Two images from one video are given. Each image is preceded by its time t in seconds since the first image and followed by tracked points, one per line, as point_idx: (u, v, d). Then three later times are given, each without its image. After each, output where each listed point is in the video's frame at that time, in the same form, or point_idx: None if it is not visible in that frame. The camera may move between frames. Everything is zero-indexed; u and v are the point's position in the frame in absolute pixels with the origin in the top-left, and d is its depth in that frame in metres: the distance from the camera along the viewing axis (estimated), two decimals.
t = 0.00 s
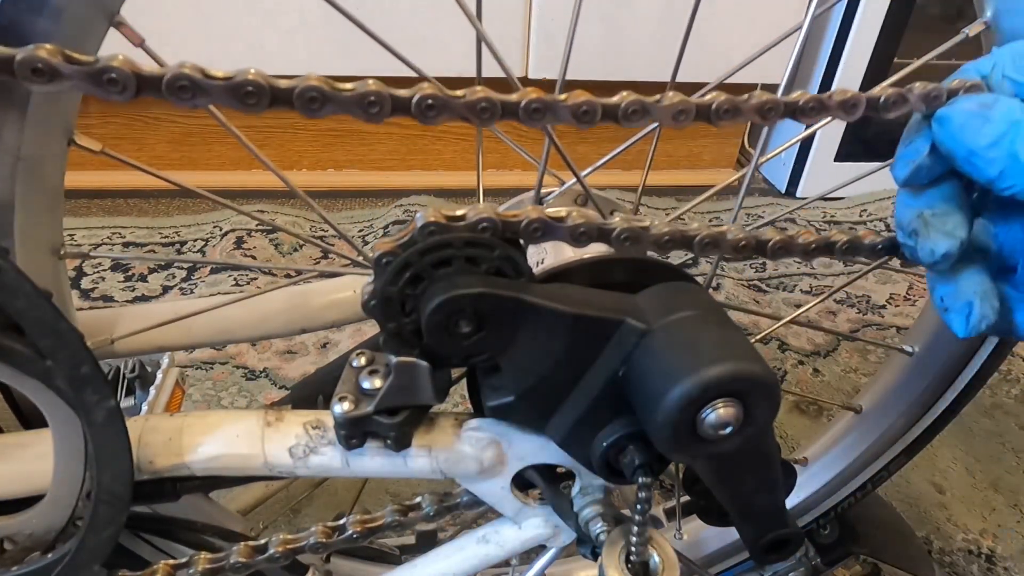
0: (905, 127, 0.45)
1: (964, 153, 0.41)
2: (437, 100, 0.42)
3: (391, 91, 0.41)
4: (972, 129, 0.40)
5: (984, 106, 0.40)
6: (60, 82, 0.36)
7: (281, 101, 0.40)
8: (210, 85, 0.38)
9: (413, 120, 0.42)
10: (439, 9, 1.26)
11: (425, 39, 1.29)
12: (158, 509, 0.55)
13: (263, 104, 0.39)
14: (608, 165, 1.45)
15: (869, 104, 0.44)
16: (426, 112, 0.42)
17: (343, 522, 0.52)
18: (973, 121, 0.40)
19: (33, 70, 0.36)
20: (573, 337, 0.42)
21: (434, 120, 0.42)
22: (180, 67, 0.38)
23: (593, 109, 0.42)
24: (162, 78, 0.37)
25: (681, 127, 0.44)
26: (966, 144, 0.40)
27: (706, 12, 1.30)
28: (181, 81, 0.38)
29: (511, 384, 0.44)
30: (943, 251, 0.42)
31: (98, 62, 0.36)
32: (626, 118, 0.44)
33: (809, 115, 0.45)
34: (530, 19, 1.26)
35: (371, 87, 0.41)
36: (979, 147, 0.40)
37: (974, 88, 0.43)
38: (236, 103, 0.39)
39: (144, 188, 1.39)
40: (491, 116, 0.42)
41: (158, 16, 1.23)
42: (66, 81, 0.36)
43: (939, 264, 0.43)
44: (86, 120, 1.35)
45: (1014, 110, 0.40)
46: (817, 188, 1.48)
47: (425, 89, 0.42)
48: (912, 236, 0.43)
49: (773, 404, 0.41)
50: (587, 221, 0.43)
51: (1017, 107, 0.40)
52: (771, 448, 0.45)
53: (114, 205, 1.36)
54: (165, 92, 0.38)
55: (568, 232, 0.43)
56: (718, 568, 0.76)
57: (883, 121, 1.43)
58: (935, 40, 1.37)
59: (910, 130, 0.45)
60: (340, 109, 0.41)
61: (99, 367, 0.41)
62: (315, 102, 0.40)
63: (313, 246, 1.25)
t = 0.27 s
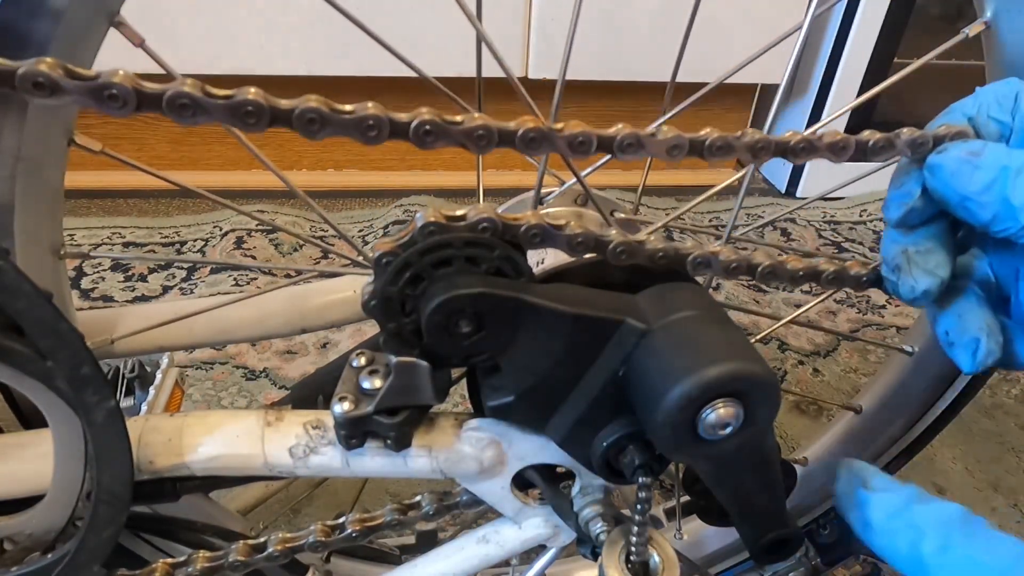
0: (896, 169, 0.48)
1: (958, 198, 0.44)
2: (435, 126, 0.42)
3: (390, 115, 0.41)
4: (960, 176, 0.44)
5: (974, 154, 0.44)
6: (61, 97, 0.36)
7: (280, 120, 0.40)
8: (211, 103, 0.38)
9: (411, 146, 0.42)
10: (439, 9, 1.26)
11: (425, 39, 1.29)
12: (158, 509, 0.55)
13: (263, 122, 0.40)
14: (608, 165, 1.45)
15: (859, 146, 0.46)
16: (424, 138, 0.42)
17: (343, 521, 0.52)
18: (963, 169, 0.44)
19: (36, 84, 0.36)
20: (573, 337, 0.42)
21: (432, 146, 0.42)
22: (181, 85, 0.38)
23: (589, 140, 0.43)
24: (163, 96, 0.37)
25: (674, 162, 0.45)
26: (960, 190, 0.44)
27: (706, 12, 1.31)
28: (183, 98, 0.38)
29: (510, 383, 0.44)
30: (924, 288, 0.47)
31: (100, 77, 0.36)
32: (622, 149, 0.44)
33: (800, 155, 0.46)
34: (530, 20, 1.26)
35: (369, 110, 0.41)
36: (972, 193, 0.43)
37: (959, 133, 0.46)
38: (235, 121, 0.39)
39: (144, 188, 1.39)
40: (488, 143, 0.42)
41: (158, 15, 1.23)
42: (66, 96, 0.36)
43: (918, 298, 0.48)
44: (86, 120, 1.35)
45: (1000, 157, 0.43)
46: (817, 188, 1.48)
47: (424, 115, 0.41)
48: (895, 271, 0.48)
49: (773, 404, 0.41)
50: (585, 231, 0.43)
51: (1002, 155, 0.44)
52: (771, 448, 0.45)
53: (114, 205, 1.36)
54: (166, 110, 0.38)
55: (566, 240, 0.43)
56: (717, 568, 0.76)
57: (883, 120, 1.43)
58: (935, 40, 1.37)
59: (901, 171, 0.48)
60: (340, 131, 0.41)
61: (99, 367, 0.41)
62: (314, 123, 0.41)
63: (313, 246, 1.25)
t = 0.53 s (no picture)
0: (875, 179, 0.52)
1: (934, 210, 0.48)
2: (432, 132, 0.42)
3: (388, 120, 0.41)
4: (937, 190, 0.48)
5: (949, 167, 0.47)
6: (66, 98, 0.36)
7: (282, 124, 0.40)
8: (215, 107, 0.38)
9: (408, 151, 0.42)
10: (439, 9, 1.26)
11: (426, 39, 1.29)
12: (158, 509, 0.55)
13: (265, 125, 0.40)
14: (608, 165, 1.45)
15: (841, 158, 0.46)
16: (423, 143, 0.42)
17: (344, 520, 0.52)
18: (940, 182, 0.47)
19: (41, 86, 0.35)
20: (574, 337, 0.42)
21: (429, 151, 0.42)
22: (184, 87, 0.38)
23: (582, 146, 0.43)
24: (167, 98, 0.38)
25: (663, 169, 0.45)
26: (936, 202, 0.48)
27: (706, 13, 1.31)
28: (185, 101, 0.38)
29: (512, 382, 0.44)
30: (897, 292, 0.50)
31: (104, 79, 0.37)
32: (614, 156, 0.44)
33: (785, 166, 0.46)
34: (531, 20, 1.27)
35: (369, 114, 0.41)
36: (947, 206, 0.47)
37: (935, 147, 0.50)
38: (238, 125, 0.39)
39: (144, 188, 1.39)
40: (485, 149, 0.42)
41: (159, 16, 1.23)
42: (68, 96, 0.36)
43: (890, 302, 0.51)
44: (87, 120, 1.35)
45: (972, 170, 0.48)
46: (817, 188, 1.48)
47: (421, 121, 0.41)
48: (870, 276, 0.51)
49: (774, 402, 0.41)
50: (586, 230, 0.43)
51: (973, 168, 0.48)
52: (771, 448, 0.45)
53: (114, 205, 1.36)
54: (169, 113, 0.38)
55: (567, 240, 0.43)
56: (718, 567, 0.76)
57: (883, 120, 1.43)
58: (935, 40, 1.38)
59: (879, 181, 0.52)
60: (340, 136, 0.41)
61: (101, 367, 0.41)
62: (315, 126, 0.41)
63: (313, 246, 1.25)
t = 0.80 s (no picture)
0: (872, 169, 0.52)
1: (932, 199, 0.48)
2: (433, 126, 0.42)
3: (389, 115, 0.41)
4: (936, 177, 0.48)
5: (947, 157, 0.48)
6: (66, 98, 0.36)
7: (282, 121, 0.40)
8: (213, 104, 0.38)
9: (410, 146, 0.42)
10: (439, 9, 1.26)
11: (426, 39, 1.29)
12: (158, 509, 0.55)
13: (265, 122, 0.40)
14: (608, 165, 1.45)
15: (840, 149, 0.46)
16: (423, 138, 0.42)
17: (344, 520, 0.52)
18: (938, 171, 0.47)
19: (40, 84, 0.35)
20: (574, 338, 0.42)
21: (428, 147, 0.42)
22: (184, 86, 0.38)
23: (582, 139, 0.43)
24: (167, 97, 0.38)
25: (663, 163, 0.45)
26: (933, 191, 0.48)
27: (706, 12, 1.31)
28: (185, 99, 0.38)
29: (511, 383, 0.44)
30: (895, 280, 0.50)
31: (104, 79, 0.36)
32: (613, 150, 0.44)
33: (784, 157, 0.46)
34: (531, 20, 1.27)
35: (368, 111, 0.41)
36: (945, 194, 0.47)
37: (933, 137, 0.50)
38: (238, 122, 0.39)
39: (145, 188, 1.39)
40: (485, 144, 0.42)
41: (159, 15, 1.23)
42: (68, 96, 0.36)
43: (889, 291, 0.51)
44: (87, 120, 1.35)
45: (971, 160, 0.48)
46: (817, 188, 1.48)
47: (421, 115, 0.42)
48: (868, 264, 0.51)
49: (774, 403, 0.41)
50: (586, 230, 0.43)
51: (971, 158, 0.48)
52: (772, 448, 0.45)
53: (114, 204, 1.36)
54: (169, 111, 0.38)
55: (567, 241, 0.43)
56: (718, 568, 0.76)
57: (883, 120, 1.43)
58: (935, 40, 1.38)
59: (877, 170, 0.52)
60: (339, 131, 0.41)
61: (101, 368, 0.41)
62: (315, 123, 0.41)
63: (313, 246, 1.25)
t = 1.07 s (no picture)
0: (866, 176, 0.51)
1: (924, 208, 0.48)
2: (431, 128, 0.42)
3: (388, 116, 0.41)
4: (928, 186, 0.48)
5: (939, 167, 0.48)
6: (66, 97, 0.36)
7: (281, 121, 0.40)
8: (213, 103, 0.38)
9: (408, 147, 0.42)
10: (439, 9, 1.26)
11: (426, 39, 1.29)
12: (158, 509, 0.55)
13: (264, 122, 0.40)
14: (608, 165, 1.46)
15: (831, 157, 0.46)
16: (421, 139, 0.42)
17: (344, 518, 0.52)
18: (930, 181, 0.47)
19: (40, 83, 0.35)
20: (572, 338, 0.42)
21: (427, 147, 0.43)
22: (183, 85, 0.38)
23: (580, 142, 0.43)
24: (167, 97, 0.38)
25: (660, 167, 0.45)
26: (925, 201, 0.48)
27: (706, 12, 1.30)
28: (185, 99, 0.38)
29: (511, 383, 0.44)
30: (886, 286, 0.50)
31: (103, 78, 0.36)
32: (611, 153, 0.44)
33: (778, 164, 0.46)
34: (530, 20, 1.27)
35: (367, 111, 0.41)
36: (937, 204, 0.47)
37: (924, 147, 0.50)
38: (237, 122, 0.39)
39: (145, 188, 1.39)
40: (483, 144, 0.42)
41: (158, 15, 1.23)
42: (69, 96, 0.36)
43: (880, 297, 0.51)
44: (87, 120, 1.35)
45: (961, 169, 0.48)
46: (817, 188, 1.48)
47: (420, 117, 0.42)
48: (860, 271, 0.51)
49: (773, 401, 0.41)
50: (584, 231, 0.43)
51: (962, 167, 0.48)
52: (772, 448, 0.45)
53: (114, 204, 1.36)
54: (168, 111, 0.38)
55: (566, 242, 0.43)
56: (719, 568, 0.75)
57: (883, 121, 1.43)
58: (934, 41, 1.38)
59: (870, 177, 0.51)
60: (338, 131, 0.41)
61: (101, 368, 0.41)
62: (314, 123, 0.41)
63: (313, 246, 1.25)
